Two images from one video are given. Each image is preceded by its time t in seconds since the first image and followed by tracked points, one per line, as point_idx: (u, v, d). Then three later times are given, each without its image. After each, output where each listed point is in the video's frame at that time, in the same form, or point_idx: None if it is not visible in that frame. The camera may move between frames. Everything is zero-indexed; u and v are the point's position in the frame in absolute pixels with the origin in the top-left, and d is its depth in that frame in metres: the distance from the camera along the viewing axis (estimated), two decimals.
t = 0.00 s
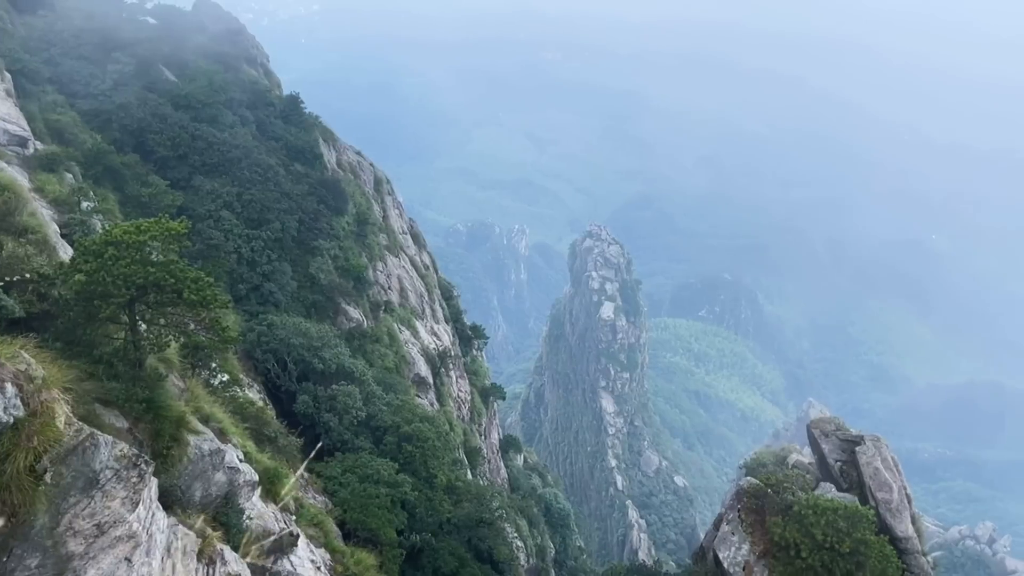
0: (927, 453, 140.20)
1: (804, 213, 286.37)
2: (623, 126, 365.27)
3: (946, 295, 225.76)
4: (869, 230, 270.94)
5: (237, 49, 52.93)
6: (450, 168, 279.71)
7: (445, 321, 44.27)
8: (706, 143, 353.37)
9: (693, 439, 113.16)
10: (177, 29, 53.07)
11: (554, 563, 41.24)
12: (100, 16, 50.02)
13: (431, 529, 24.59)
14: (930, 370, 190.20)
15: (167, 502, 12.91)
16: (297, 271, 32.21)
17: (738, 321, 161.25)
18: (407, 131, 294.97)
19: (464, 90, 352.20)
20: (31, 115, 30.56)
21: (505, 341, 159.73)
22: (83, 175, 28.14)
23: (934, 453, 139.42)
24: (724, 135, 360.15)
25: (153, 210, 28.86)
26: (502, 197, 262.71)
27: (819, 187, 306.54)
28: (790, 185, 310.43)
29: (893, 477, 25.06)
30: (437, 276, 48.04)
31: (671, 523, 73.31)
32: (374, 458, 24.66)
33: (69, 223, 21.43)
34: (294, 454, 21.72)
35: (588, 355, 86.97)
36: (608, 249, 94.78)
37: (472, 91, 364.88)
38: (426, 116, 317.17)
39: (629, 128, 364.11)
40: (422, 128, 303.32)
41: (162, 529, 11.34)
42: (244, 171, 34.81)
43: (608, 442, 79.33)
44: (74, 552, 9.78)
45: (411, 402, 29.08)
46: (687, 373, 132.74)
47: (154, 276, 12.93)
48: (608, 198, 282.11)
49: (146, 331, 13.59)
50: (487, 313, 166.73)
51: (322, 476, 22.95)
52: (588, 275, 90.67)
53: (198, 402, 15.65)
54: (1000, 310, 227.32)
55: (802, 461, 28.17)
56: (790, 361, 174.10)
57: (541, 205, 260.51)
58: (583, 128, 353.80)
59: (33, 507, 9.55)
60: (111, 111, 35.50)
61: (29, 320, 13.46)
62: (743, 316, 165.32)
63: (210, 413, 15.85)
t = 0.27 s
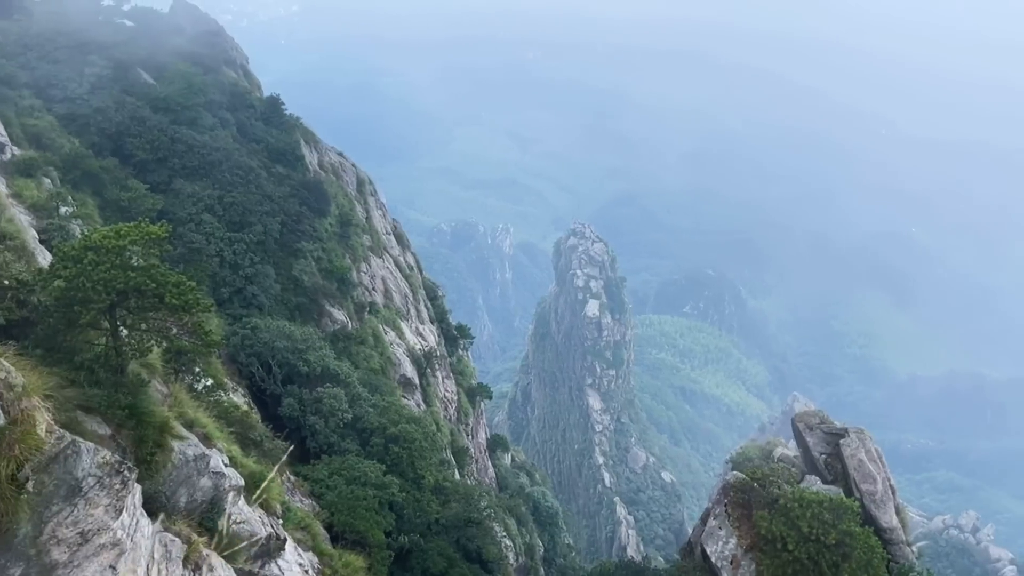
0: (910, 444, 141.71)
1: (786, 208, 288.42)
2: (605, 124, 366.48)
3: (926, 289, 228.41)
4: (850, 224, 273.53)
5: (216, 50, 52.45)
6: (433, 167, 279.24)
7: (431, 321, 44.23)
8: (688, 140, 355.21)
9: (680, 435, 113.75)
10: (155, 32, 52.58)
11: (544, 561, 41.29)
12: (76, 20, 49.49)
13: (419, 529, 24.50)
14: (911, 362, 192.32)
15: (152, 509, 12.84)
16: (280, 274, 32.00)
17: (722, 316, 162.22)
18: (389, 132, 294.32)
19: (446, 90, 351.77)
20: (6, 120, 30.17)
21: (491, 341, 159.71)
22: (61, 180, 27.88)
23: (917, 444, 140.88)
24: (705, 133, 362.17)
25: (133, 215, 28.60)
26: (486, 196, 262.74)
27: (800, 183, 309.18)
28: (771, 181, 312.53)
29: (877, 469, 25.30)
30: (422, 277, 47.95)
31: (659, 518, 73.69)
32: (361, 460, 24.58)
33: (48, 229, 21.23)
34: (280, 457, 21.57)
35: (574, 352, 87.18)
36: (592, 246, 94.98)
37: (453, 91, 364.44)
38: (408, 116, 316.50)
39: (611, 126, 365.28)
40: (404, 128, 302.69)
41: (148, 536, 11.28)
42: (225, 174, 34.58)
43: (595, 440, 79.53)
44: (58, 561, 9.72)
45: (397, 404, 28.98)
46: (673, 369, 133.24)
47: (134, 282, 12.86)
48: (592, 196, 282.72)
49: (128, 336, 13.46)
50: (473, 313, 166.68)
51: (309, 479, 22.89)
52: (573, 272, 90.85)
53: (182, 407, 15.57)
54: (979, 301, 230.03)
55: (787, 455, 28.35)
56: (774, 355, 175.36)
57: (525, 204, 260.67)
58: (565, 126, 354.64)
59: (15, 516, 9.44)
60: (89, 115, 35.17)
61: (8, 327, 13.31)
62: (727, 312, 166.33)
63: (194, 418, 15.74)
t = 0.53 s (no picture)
0: (892, 435, 143.27)
1: (766, 204, 290.56)
2: (586, 122, 367.18)
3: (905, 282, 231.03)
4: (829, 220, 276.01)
5: (193, 52, 52.02)
6: (414, 168, 278.53)
7: (415, 322, 44.16)
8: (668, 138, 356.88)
9: (665, 431, 114.30)
10: (130, 36, 52.04)
11: (532, 560, 41.34)
12: (50, 22, 48.88)
13: (406, 531, 24.48)
14: (892, 354, 194.34)
15: (134, 516, 12.70)
16: (261, 277, 31.82)
17: (705, 312, 163.19)
18: (369, 133, 293.31)
19: (426, 91, 351.35)
20: None
21: (475, 340, 159.61)
22: (36, 185, 27.52)
23: (899, 435, 142.41)
24: (685, 130, 364.23)
25: (111, 220, 28.29)
26: (468, 195, 262.48)
27: (780, 179, 311.47)
28: (751, 177, 314.66)
29: (859, 460, 25.55)
30: (405, 277, 47.85)
31: (646, 514, 74.04)
32: (347, 463, 24.50)
33: (24, 236, 20.95)
34: (264, 461, 21.40)
35: (559, 351, 87.26)
36: (575, 245, 95.17)
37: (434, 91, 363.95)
38: (388, 117, 315.59)
39: (591, 124, 366.02)
40: (384, 129, 301.77)
41: (131, 543, 11.16)
42: (204, 177, 34.29)
43: (581, 438, 79.73)
44: (40, 570, 9.61)
45: (382, 405, 28.91)
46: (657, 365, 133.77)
47: (112, 287, 12.76)
48: (573, 195, 283.31)
49: (108, 342, 13.34)
50: (456, 313, 166.44)
51: (294, 482, 22.79)
52: (556, 271, 91.00)
53: (164, 413, 15.42)
54: (957, 293, 232.87)
55: (772, 449, 28.53)
56: (757, 350, 176.62)
57: (507, 203, 260.69)
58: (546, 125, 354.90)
59: None
60: (64, 119, 34.73)
61: None
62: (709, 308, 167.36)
63: (177, 424, 15.57)
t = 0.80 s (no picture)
0: (873, 426, 144.88)
1: (746, 199, 292.74)
2: (566, 121, 367.78)
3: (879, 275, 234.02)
4: (808, 215, 278.55)
5: (169, 55, 51.51)
6: (394, 168, 277.53)
7: (398, 323, 44.07)
8: (648, 135, 358.34)
9: (650, 426, 114.82)
10: (105, 39, 51.60)
11: (519, 558, 41.38)
12: (21, 27, 48.16)
13: (393, 533, 24.45)
14: (872, 346, 196.40)
15: (117, 524, 12.59)
16: (242, 281, 31.57)
17: (687, 308, 164.08)
18: (348, 134, 291.90)
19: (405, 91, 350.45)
20: None
21: (459, 340, 159.49)
22: (11, 192, 27.12)
23: (881, 426, 144.03)
24: (664, 128, 366.18)
25: (87, 226, 27.94)
26: (449, 195, 261.92)
27: (759, 175, 313.84)
28: (730, 172, 316.77)
29: (842, 452, 25.80)
30: (387, 278, 47.70)
31: (633, 510, 74.39)
32: (332, 466, 24.40)
33: None
34: (248, 467, 21.24)
35: (543, 349, 87.39)
36: (557, 243, 95.37)
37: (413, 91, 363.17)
38: (367, 117, 314.22)
39: (571, 123, 366.64)
40: (363, 130, 300.44)
41: (113, 551, 11.05)
42: (182, 181, 33.99)
43: (566, 435, 79.88)
44: None
45: (366, 407, 28.79)
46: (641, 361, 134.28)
47: (90, 293, 12.66)
48: (555, 193, 283.80)
49: (86, 350, 13.23)
50: (440, 313, 166.04)
51: (279, 487, 22.67)
52: (539, 269, 91.17)
53: (145, 420, 15.26)
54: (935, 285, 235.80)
55: (756, 442, 28.73)
56: (739, 345, 177.77)
57: (488, 202, 260.52)
58: (526, 124, 355.01)
59: None
60: (38, 124, 34.23)
61: None
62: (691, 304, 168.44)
63: (158, 431, 15.43)
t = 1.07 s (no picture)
0: (854, 418, 146.46)
1: (725, 195, 294.63)
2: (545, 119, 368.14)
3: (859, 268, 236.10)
4: (786, 210, 281.00)
5: (143, 58, 50.93)
6: (374, 168, 276.33)
7: (380, 324, 43.92)
8: (627, 132, 359.74)
9: (634, 423, 115.31)
10: (78, 42, 50.93)
11: (506, 557, 41.43)
12: None
13: (379, 536, 24.38)
14: (852, 339, 198.52)
15: (99, 533, 12.47)
16: (222, 285, 31.31)
17: (669, 304, 164.93)
18: (327, 135, 290.24)
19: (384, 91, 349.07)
20: None
21: (443, 340, 159.08)
22: None
23: (862, 417, 145.60)
24: (643, 125, 367.53)
25: (63, 231, 27.55)
26: (429, 195, 261.24)
27: (737, 172, 316.18)
28: (709, 169, 318.79)
29: (824, 444, 26.04)
30: (369, 279, 47.51)
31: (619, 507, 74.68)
32: (316, 469, 24.29)
33: None
34: (232, 472, 21.05)
35: (526, 348, 87.43)
36: (539, 242, 95.47)
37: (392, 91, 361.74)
38: (346, 118, 312.53)
39: (551, 121, 367.14)
40: (342, 131, 298.82)
41: (96, 561, 10.93)
42: (158, 185, 33.62)
43: (552, 433, 79.97)
44: None
45: (350, 410, 28.65)
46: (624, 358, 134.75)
47: (67, 300, 12.51)
48: (536, 192, 284.06)
49: (64, 357, 13.05)
50: (423, 313, 165.49)
51: (263, 491, 22.51)
52: (521, 268, 91.23)
53: (125, 427, 15.07)
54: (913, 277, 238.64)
55: (739, 437, 28.89)
56: (721, 339, 178.88)
57: (469, 202, 260.14)
58: (505, 123, 354.99)
59: None
60: (11, 129, 33.69)
61: None
62: (674, 300, 169.17)
63: (139, 437, 15.22)
